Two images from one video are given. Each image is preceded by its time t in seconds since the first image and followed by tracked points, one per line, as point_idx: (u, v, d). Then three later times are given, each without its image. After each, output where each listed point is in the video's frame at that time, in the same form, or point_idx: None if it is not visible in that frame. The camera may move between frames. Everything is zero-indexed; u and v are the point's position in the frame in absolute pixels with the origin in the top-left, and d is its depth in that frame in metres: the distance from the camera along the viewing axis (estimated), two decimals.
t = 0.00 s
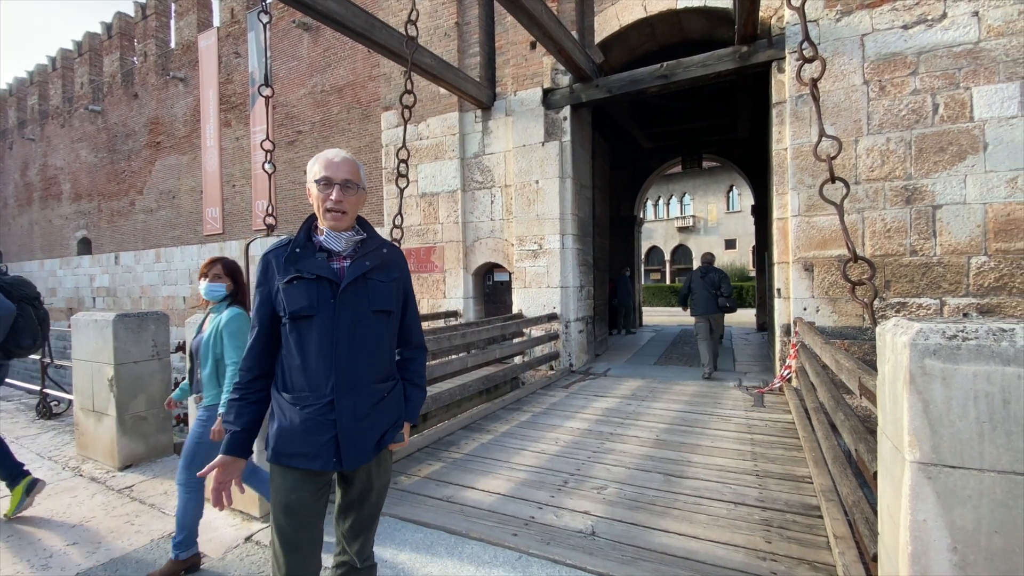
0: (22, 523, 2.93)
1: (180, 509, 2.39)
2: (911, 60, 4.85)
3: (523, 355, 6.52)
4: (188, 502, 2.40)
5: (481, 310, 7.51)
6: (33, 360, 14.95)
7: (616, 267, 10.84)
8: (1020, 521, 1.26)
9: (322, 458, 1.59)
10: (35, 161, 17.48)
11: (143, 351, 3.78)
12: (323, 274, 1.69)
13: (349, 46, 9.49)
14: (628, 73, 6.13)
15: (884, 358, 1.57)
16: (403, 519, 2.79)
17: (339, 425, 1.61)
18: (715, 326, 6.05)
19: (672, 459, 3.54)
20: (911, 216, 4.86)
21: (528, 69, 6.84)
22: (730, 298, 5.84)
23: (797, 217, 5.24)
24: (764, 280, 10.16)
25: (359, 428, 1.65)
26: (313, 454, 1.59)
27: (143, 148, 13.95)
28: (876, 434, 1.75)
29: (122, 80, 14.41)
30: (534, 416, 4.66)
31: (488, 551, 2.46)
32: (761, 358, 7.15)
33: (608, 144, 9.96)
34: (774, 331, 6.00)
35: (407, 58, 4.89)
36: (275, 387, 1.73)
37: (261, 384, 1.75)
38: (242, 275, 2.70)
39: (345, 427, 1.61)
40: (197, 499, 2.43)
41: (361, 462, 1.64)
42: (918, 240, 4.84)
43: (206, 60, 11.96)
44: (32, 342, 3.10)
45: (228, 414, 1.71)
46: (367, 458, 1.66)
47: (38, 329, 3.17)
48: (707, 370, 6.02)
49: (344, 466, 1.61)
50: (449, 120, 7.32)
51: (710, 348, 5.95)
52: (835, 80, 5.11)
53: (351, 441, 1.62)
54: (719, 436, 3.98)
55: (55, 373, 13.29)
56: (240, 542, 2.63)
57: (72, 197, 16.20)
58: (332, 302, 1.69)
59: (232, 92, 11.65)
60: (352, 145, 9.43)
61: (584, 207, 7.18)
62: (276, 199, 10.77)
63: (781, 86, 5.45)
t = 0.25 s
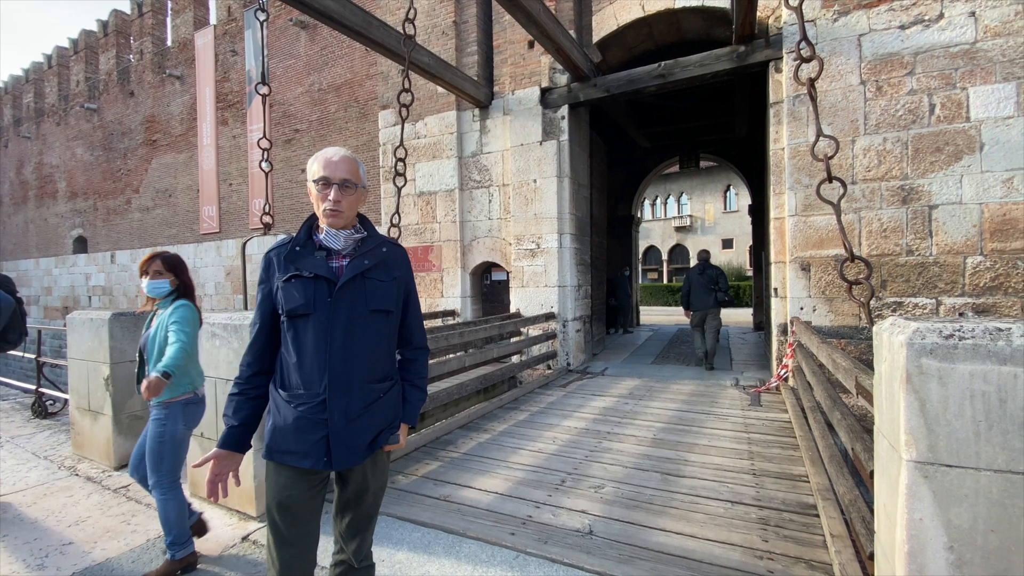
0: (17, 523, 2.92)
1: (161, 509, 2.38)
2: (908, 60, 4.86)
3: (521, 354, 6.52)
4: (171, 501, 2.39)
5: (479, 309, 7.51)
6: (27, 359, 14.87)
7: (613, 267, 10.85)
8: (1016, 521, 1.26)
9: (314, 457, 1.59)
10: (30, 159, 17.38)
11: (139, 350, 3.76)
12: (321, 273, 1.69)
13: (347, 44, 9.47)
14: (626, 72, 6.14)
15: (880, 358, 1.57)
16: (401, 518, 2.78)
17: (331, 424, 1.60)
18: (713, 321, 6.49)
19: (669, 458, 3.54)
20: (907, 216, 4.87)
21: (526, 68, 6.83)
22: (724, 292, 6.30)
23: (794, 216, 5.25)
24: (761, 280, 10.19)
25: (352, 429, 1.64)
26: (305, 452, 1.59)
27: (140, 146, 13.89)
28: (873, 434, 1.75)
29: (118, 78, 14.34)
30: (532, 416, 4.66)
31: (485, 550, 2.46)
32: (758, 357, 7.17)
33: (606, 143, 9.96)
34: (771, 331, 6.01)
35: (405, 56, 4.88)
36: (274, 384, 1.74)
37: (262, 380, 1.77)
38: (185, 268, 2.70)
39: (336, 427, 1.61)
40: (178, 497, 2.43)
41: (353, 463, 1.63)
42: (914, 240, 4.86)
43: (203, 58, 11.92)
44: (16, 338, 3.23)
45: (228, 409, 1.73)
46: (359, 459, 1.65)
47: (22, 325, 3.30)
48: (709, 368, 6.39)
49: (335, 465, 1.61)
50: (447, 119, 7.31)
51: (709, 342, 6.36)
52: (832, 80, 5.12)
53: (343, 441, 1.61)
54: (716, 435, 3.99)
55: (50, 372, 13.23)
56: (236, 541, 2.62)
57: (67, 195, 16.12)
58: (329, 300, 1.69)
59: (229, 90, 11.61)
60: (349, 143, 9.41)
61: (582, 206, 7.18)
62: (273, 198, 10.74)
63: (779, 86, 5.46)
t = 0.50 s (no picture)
0: (12, 524, 2.90)
1: (146, 509, 2.40)
2: (904, 60, 4.88)
3: (519, 353, 6.52)
4: (156, 500, 2.43)
5: (476, 308, 7.51)
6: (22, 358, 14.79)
7: (610, 266, 10.86)
8: (1013, 520, 1.27)
9: (314, 456, 1.59)
10: (25, 157, 17.28)
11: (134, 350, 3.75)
12: (321, 271, 1.69)
13: (343, 43, 9.45)
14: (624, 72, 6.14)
15: (878, 356, 1.58)
16: (398, 518, 2.78)
17: (331, 422, 1.60)
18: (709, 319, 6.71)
19: (666, 457, 3.55)
20: (904, 215, 4.89)
21: (524, 67, 6.82)
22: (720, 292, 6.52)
23: (791, 216, 5.26)
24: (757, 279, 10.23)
25: (351, 428, 1.63)
26: (305, 451, 1.59)
27: (135, 145, 13.82)
28: (870, 432, 1.76)
29: (114, 76, 14.27)
30: (529, 415, 4.66)
31: (483, 549, 2.46)
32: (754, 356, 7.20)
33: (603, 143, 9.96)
34: (768, 330, 6.04)
35: (402, 55, 4.87)
36: (272, 382, 1.73)
37: (257, 378, 1.77)
38: (133, 273, 2.77)
39: (336, 425, 1.60)
40: (159, 497, 2.46)
41: (353, 461, 1.63)
42: (910, 239, 4.88)
43: (199, 56, 11.87)
44: None
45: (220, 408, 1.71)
46: (359, 457, 1.65)
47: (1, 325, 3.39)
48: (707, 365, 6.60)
49: (334, 464, 1.60)
50: (444, 118, 7.30)
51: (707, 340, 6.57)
52: (829, 80, 5.14)
53: (343, 439, 1.61)
54: (713, 434, 3.99)
55: (45, 372, 13.17)
56: (233, 542, 2.61)
57: (62, 194, 16.04)
58: (329, 299, 1.68)
59: (225, 89, 11.57)
60: (346, 142, 9.39)
61: (580, 205, 7.19)
62: (269, 197, 10.71)
63: (776, 86, 5.47)
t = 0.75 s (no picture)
0: (7, 525, 2.89)
1: (80, 508, 2.40)
2: (900, 61, 4.89)
3: (516, 353, 6.52)
4: (92, 499, 2.45)
5: (474, 308, 7.50)
6: (17, 358, 14.71)
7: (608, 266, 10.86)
8: (1011, 518, 1.27)
9: (320, 455, 1.58)
10: (20, 156, 17.18)
11: (131, 350, 3.73)
12: (325, 270, 1.68)
13: (340, 42, 9.42)
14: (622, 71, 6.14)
15: (876, 356, 1.58)
16: (396, 518, 2.77)
17: (337, 421, 1.60)
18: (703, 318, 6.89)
19: (664, 456, 3.55)
20: (900, 215, 4.91)
21: (521, 66, 6.82)
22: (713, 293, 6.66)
23: (788, 216, 5.27)
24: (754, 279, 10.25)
25: (357, 426, 1.63)
26: (311, 450, 1.58)
27: (131, 144, 13.76)
28: (868, 432, 1.76)
29: (109, 75, 14.20)
30: (527, 414, 4.66)
31: (481, 549, 2.46)
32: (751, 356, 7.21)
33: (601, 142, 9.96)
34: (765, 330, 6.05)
35: (400, 53, 4.85)
36: (273, 382, 1.71)
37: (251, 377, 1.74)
38: (98, 279, 2.88)
39: (342, 424, 1.60)
40: (90, 497, 2.47)
41: (358, 460, 1.63)
42: (906, 239, 4.90)
43: (195, 55, 11.83)
44: None
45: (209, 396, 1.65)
46: (364, 456, 1.65)
47: None
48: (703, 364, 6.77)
49: (341, 463, 1.60)
50: (442, 117, 7.29)
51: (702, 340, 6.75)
52: (826, 81, 5.15)
53: (349, 438, 1.61)
54: (710, 434, 4.00)
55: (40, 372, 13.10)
56: (230, 542, 2.60)
57: (57, 193, 15.95)
58: (333, 298, 1.67)
59: (222, 87, 11.52)
60: (343, 141, 9.37)
61: (577, 205, 7.18)
62: (266, 196, 10.68)
63: (773, 86, 5.48)
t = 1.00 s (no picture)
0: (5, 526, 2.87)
1: (10, 522, 2.34)
2: (898, 61, 4.91)
3: (515, 353, 6.52)
4: (29, 512, 2.38)
5: (473, 308, 7.50)
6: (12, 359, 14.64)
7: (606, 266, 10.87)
8: (1012, 516, 1.28)
9: (327, 454, 1.59)
10: (15, 155, 17.09)
11: (129, 350, 3.72)
12: (331, 271, 1.68)
13: (338, 41, 9.40)
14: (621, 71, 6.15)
15: (876, 356, 1.59)
16: (397, 518, 2.77)
17: (344, 420, 1.61)
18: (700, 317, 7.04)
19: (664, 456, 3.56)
20: (897, 215, 4.93)
21: (520, 66, 6.82)
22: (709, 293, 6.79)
23: (786, 216, 5.28)
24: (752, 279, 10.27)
25: (364, 424, 1.65)
26: (318, 450, 1.58)
27: (127, 143, 13.70)
28: (869, 431, 1.77)
29: (105, 74, 14.13)
30: (526, 414, 4.66)
31: (482, 549, 2.46)
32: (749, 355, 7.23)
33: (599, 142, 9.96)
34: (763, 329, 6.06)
35: (399, 53, 4.84)
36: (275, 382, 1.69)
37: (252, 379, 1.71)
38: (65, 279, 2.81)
39: (350, 422, 1.62)
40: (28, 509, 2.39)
41: (365, 458, 1.65)
42: (904, 239, 4.92)
43: (192, 54, 11.78)
44: None
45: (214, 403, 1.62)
46: (370, 454, 1.66)
47: None
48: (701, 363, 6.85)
49: (349, 461, 1.61)
50: (440, 117, 7.28)
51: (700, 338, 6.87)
52: (824, 81, 5.17)
53: (356, 436, 1.62)
54: (708, 433, 4.01)
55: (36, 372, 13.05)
56: (230, 543, 2.59)
57: (53, 192, 15.87)
58: (338, 298, 1.68)
59: (219, 87, 11.49)
60: (341, 141, 9.36)
61: (576, 205, 7.19)
62: (264, 196, 10.65)
63: (771, 86, 5.49)
